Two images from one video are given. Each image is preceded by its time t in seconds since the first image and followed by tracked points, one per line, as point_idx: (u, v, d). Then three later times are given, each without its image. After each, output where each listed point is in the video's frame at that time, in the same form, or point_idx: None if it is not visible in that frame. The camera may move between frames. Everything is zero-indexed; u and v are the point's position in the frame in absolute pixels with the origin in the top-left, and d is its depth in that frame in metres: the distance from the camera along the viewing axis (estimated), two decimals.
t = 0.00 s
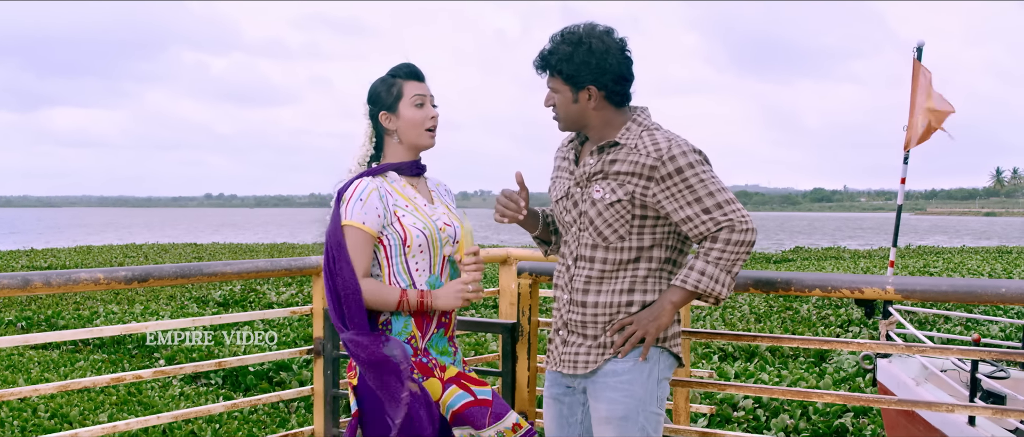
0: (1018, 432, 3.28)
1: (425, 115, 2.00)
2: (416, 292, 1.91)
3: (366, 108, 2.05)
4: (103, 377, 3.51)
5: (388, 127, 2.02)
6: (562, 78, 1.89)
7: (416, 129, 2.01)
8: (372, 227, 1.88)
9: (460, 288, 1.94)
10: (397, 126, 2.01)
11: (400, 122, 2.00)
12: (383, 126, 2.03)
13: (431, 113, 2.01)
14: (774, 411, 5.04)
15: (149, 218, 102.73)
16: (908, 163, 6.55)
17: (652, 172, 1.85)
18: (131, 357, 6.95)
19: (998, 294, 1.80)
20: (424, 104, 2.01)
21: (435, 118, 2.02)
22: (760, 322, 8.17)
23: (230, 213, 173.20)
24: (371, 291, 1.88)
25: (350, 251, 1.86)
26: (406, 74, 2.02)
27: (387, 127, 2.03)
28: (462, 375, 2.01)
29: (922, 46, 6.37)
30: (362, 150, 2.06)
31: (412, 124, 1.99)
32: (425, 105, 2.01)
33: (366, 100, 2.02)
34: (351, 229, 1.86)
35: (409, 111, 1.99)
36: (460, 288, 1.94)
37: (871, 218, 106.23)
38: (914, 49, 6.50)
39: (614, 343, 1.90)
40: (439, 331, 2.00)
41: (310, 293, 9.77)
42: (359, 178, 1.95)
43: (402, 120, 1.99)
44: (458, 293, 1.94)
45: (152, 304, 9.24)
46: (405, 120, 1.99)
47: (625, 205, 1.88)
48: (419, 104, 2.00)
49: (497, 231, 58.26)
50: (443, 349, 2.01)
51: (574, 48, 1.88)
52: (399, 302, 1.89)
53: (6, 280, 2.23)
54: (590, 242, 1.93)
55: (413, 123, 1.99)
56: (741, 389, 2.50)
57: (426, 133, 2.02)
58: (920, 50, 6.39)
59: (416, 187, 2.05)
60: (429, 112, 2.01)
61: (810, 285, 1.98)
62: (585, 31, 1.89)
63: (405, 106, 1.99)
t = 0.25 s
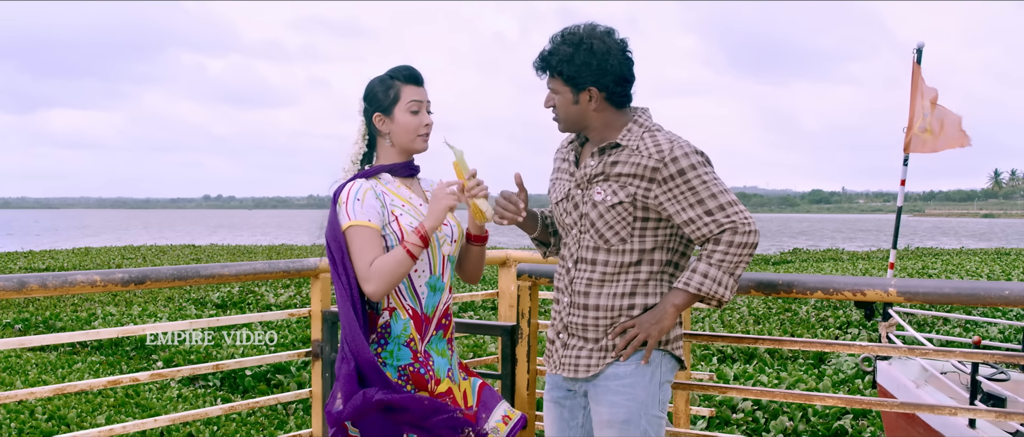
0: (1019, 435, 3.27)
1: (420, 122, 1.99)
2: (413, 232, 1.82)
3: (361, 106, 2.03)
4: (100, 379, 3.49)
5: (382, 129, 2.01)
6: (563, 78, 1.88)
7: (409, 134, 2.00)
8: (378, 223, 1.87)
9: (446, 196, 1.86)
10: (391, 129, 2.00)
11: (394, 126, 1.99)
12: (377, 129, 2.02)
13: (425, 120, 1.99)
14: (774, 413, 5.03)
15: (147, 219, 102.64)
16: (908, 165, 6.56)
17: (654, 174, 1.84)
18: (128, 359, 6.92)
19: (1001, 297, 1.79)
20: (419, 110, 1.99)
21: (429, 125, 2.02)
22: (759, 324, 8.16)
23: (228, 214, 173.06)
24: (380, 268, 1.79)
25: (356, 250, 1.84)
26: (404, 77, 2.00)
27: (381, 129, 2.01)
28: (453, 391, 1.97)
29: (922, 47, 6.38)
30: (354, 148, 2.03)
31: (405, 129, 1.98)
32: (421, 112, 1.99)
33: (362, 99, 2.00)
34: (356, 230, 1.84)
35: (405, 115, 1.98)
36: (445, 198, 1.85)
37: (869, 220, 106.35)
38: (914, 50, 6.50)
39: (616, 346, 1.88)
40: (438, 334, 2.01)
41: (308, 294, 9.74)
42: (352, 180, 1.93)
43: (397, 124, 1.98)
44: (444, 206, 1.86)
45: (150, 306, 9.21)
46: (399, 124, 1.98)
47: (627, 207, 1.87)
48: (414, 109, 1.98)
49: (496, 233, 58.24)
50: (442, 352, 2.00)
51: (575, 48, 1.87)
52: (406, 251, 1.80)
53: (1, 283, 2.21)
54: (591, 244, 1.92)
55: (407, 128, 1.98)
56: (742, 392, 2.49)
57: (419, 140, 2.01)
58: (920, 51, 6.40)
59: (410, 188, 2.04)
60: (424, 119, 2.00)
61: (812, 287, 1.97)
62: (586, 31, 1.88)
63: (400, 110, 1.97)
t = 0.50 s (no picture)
0: None
1: (415, 130, 1.97)
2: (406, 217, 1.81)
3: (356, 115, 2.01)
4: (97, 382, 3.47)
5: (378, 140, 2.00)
6: (562, 79, 1.87)
7: (407, 142, 1.98)
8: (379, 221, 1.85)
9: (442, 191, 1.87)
10: (386, 139, 1.98)
11: (389, 136, 1.97)
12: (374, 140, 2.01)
13: (421, 126, 1.97)
14: (772, 415, 5.02)
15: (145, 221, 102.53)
16: (907, 166, 6.57)
17: (653, 175, 1.83)
18: (126, 361, 6.89)
19: (1003, 300, 1.78)
20: (414, 118, 1.97)
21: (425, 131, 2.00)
22: (758, 326, 8.15)
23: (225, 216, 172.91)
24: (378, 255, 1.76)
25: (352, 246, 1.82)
26: (394, 84, 1.96)
27: (377, 140, 2.00)
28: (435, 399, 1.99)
29: (921, 50, 6.39)
30: (352, 153, 2.03)
31: (401, 139, 1.97)
32: (415, 118, 1.97)
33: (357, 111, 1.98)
34: (360, 224, 1.82)
35: (400, 125, 1.96)
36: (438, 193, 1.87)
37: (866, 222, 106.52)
38: (913, 52, 6.51)
39: (613, 349, 1.87)
40: (434, 336, 2.01)
41: (306, 296, 9.72)
42: (351, 181, 1.92)
43: (392, 135, 1.97)
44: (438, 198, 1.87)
45: (148, 308, 9.18)
46: (396, 134, 1.97)
47: (625, 209, 1.85)
48: (409, 117, 1.96)
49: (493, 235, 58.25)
50: (434, 357, 2.01)
51: (575, 49, 1.86)
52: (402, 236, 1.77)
53: None
54: (590, 246, 1.90)
55: (403, 138, 1.97)
56: (742, 395, 2.48)
57: (416, 147, 1.99)
58: (919, 53, 6.41)
59: (409, 189, 2.03)
60: (420, 124, 1.98)
61: (813, 290, 1.96)
62: (586, 32, 1.87)
63: (394, 121, 1.95)
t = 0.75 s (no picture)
0: None
1: (418, 135, 1.97)
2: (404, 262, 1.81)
3: (353, 123, 1.99)
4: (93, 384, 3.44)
5: (381, 148, 1.99)
6: (561, 80, 1.86)
7: (410, 148, 1.98)
8: (367, 234, 1.83)
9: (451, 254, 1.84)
10: (389, 146, 1.97)
11: (391, 143, 1.96)
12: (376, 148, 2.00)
13: (422, 129, 1.97)
14: (770, 417, 5.01)
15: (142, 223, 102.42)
16: (905, 168, 6.57)
17: (652, 177, 1.82)
18: (123, 363, 6.87)
19: (1005, 302, 1.77)
20: (414, 122, 1.96)
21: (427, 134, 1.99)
22: (755, 327, 8.15)
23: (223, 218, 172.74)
24: (363, 286, 1.79)
25: (341, 258, 1.81)
26: (391, 90, 1.94)
27: (379, 147, 1.99)
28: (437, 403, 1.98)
29: (918, 51, 6.39)
30: (350, 158, 2.00)
31: (404, 145, 1.96)
32: (416, 122, 1.96)
33: (356, 119, 1.96)
34: (344, 237, 1.81)
35: (401, 132, 1.95)
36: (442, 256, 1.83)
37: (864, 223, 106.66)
38: (911, 53, 6.51)
39: (613, 352, 1.86)
40: (435, 339, 2.00)
41: (303, 298, 9.70)
42: (350, 186, 1.90)
43: (395, 141, 1.96)
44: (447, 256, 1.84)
45: (145, 310, 9.16)
46: (398, 141, 1.96)
47: (624, 211, 1.84)
48: (410, 122, 1.95)
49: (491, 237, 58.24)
50: (435, 360, 2.00)
51: (574, 50, 1.85)
52: (392, 278, 1.79)
53: None
54: (589, 248, 1.89)
55: (406, 144, 1.96)
56: (742, 397, 2.47)
57: (420, 150, 1.99)
58: (917, 54, 6.41)
59: (409, 192, 2.02)
60: (421, 127, 1.97)
61: (813, 291, 1.95)
62: (585, 32, 1.86)
63: (395, 129, 1.94)
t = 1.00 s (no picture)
0: None
1: (416, 129, 1.95)
2: (399, 273, 1.82)
3: (354, 120, 1.98)
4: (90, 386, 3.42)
5: (380, 142, 1.97)
6: (561, 80, 1.85)
7: (409, 142, 1.96)
8: (363, 235, 1.82)
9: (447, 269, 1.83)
10: (388, 140, 1.96)
11: (391, 138, 1.95)
12: (375, 142, 1.98)
13: (422, 124, 1.95)
14: (768, 418, 5.01)
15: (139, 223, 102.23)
16: (903, 168, 6.57)
17: (652, 178, 1.81)
18: (120, 364, 6.84)
19: (1007, 303, 1.77)
20: (414, 116, 1.95)
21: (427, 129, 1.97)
22: (753, 328, 8.14)
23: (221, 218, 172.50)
24: (354, 292, 1.78)
25: (334, 259, 1.80)
26: (391, 84, 1.93)
27: (379, 142, 1.97)
28: (437, 404, 1.97)
29: (917, 51, 6.39)
30: (350, 157, 2.00)
31: (404, 138, 1.95)
32: (416, 116, 1.95)
33: (356, 113, 1.95)
34: (340, 238, 1.80)
35: (400, 125, 1.93)
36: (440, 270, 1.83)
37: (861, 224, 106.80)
38: (910, 53, 6.51)
39: (612, 354, 1.85)
40: (434, 340, 1.99)
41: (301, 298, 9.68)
42: (350, 185, 1.89)
43: (395, 135, 1.94)
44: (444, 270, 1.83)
45: (142, 310, 9.13)
46: (398, 135, 1.94)
47: (624, 212, 1.83)
48: (410, 116, 1.94)
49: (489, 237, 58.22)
50: (435, 360, 1.99)
51: (574, 49, 1.84)
52: (384, 288, 1.80)
53: None
54: (588, 250, 1.88)
55: (405, 138, 1.94)
56: (742, 399, 2.46)
57: (419, 144, 1.97)
58: (916, 54, 6.41)
59: (409, 192, 2.01)
60: (421, 122, 1.96)
61: (814, 292, 1.94)
62: (585, 32, 1.85)
63: (395, 122, 1.93)
